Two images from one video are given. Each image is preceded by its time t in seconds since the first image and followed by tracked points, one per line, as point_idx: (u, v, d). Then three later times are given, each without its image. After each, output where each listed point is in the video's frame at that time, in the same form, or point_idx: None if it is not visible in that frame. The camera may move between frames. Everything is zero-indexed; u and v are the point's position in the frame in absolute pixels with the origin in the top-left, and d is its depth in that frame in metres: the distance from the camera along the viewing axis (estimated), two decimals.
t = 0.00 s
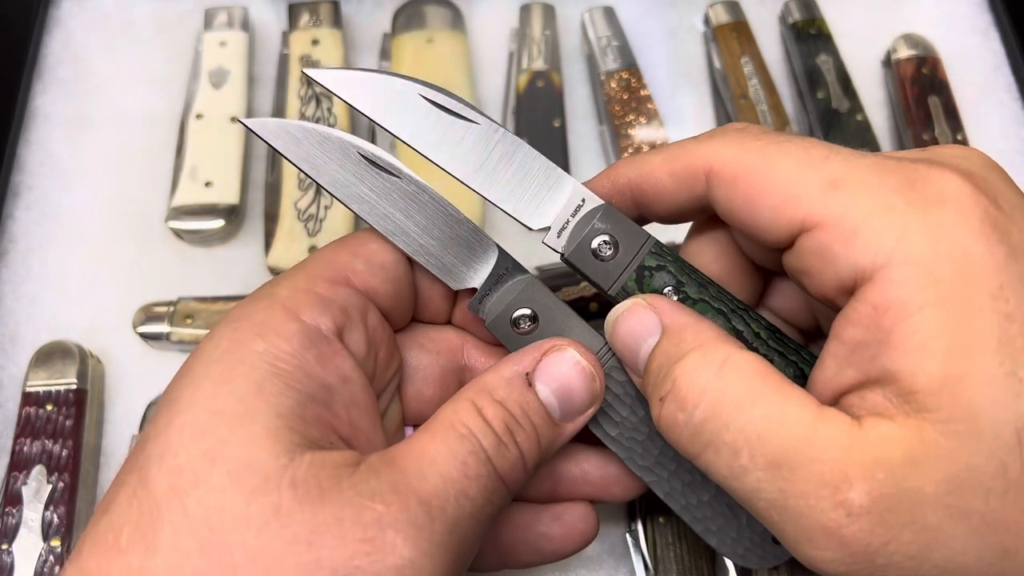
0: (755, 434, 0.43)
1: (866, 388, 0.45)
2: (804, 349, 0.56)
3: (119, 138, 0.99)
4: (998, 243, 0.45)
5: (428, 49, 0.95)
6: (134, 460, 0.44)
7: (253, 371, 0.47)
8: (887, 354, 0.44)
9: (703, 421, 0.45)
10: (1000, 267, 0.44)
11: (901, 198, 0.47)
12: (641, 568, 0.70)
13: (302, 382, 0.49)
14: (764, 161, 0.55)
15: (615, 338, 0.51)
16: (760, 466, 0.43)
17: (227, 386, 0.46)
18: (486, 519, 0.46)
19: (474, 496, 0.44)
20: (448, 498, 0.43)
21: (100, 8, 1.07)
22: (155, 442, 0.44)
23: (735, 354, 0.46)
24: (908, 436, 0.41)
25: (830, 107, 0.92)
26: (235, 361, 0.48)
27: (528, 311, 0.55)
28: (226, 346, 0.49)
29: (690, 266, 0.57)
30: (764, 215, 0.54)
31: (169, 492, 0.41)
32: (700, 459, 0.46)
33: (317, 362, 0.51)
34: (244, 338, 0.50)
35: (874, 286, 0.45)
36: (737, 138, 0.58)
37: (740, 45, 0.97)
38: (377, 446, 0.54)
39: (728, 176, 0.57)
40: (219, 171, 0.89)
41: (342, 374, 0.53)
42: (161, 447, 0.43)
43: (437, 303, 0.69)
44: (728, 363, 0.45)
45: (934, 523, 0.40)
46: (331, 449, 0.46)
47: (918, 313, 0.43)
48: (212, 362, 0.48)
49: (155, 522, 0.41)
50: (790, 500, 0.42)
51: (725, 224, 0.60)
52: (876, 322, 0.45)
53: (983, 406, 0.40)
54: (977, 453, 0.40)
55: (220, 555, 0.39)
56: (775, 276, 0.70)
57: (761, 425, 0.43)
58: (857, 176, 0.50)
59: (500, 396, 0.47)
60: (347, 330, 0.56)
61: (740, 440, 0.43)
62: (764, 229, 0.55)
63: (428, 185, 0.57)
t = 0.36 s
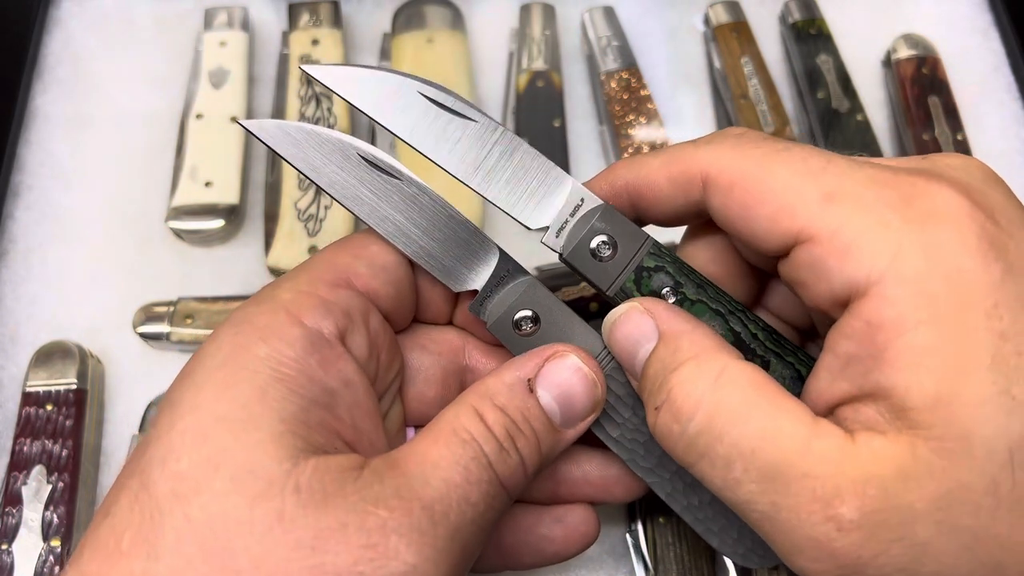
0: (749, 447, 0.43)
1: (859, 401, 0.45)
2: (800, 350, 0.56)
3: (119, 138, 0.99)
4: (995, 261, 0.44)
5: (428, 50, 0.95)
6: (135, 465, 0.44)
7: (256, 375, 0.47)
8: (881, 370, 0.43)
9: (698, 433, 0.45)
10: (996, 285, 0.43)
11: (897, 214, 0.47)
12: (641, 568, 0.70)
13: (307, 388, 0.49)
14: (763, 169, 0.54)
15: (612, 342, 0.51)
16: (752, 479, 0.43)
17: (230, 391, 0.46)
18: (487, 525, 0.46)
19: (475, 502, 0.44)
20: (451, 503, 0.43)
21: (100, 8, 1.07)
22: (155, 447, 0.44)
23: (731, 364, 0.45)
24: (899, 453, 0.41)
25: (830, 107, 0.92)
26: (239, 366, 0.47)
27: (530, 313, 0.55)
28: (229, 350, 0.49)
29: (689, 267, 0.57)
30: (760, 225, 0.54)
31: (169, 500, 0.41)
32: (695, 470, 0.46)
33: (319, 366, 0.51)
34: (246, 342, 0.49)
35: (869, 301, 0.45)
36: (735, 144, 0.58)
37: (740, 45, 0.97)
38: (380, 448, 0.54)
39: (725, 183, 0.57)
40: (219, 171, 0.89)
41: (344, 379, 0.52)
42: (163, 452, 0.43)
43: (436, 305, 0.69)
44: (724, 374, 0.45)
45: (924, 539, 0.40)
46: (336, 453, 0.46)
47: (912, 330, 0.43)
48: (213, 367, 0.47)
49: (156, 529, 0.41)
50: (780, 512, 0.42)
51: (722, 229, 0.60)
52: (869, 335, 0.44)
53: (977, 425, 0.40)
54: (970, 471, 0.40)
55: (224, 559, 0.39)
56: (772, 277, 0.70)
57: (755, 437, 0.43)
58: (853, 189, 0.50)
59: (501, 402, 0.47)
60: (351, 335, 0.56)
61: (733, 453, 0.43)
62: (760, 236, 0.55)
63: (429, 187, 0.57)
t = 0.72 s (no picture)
0: (753, 450, 0.43)
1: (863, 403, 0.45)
2: (801, 355, 0.56)
3: (119, 138, 0.99)
4: (994, 264, 0.44)
5: (428, 49, 0.95)
6: (135, 469, 0.44)
7: (255, 376, 0.47)
8: (884, 374, 0.43)
9: (702, 435, 0.45)
10: (995, 287, 0.43)
11: (895, 218, 0.47)
12: (641, 569, 0.70)
13: (306, 390, 0.49)
14: (761, 175, 0.54)
15: (616, 343, 0.51)
16: (756, 482, 0.43)
17: (230, 393, 0.45)
18: (490, 528, 0.46)
19: (477, 504, 0.44)
20: (452, 506, 0.43)
21: (100, 8, 1.07)
22: (155, 450, 0.44)
23: (735, 367, 0.45)
24: (903, 455, 0.41)
25: (830, 107, 0.92)
26: (238, 368, 0.47)
27: (534, 313, 0.55)
28: (228, 351, 0.49)
29: (690, 270, 0.57)
30: (759, 231, 0.54)
31: (168, 505, 0.41)
32: (698, 471, 0.46)
33: (318, 368, 0.51)
34: (245, 344, 0.49)
35: (871, 303, 0.45)
36: (731, 152, 0.58)
37: (740, 45, 0.97)
38: (381, 451, 0.53)
39: (725, 188, 0.57)
40: (219, 171, 0.89)
41: (343, 380, 0.52)
42: (162, 455, 0.43)
43: (437, 304, 0.69)
44: (728, 377, 0.45)
45: (928, 541, 0.40)
46: (338, 455, 0.46)
47: (914, 332, 0.43)
48: (212, 368, 0.47)
49: (155, 533, 0.41)
50: (784, 515, 0.42)
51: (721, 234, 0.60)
52: (872, 337, 0.44)
53: (978, 427, 0.40)
54: (973, 473, 0.40)
55: (220, 565, 0.39)
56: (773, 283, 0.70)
57: (759, 441, 0.43)
58: (851, 194, 0.49)
59: (505, 404, 0.47)
60: (353, 338, 0.56)
61: (738, 455, 0.43)
62: (760, 241, 0.54)
63: (436, 186, 0.57)
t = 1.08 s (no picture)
0: (760, 452, 0.43)
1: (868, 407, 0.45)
2: (804, 356, 0.56)
3: (119, 138, 0.99)
4: (1000, 269, 0.44)
5: (428, 49, 0.95)
6: (135, 474, 0.44)
7: (251, 382, 0.47)
8: (892, 380, 0.43)
9: (710, 436, 0.45)
10: (1001, 294, 0.43)
11: (903, 223, 0.47)
12: (641, 569, 0.70)
13: (303, 394, 0.49)
14: (767, 176, 0.54)
15: (620, 344, 0.51)
16: (762, 486, 0.43)
17: (226, 398, 0.46)
18: (492, 532, 0.46)
19: (479, 509, 0.44)
20: (452, 511, 0.43)
21: (100, 8, 1.07)
22: (155, 455, 0.44)
23: (744, 369, 0.45)
24: (910, 461, 0.41)
25: (830, 107, 0.92)
26: (234, 373, 0.47)
27: (536, 313, 0.55)
28: (222, 357, 0.48)
29: (693, 270, 0.57)
30: (766, 234, 0.54)
31: (169, 510, 0.41)
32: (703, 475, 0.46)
33: (315, 372, 0.51)
34: (240, 349, 0.49)
35: (877, 309, 0.45)
36: (735, 153, 0.58)
37: (740, 45, 0.97)
38: (380, 455, 0.53)
39: (731, 190, 0.57)
40: (219, 171, 0.89)
41: (340, 383, 0.52)
42: (162, 461, 0.43)
43: (438, 305, 0.69)
44: (736, 378, 0.45)
45: (937, 548, 0.40)
46: (335, 460, 0.46)
47: (922, 339, 0.43)
48: (207, 373, 0.47)
49: (157, 538, 0.41)
50: (791, 519, 0.42)
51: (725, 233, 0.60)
52: (880, 343, 0.44)
53: (988, 433, 0.40)
54: (981, 480, 0.40)
55: (222, 569, 0.39)
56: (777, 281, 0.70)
57: (768, 442, 0.43)
58: (859, 199, 0.49)
59: (508, 404, 0.47)
60: (349, 339, 0.56)
61: (745, 458, 0.43)
62: (766, 243, 0.54)
63: (437, 184, 0.56)
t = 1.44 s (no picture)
0: (760, 457, 0.43)
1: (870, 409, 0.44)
2: (806, 355, 0.56)
3: (119, 138, 0.99)
4: (1005, 271, 0.44)
5: (428, 49, 0.95)
6: (136, 475, 0.44)
7: (253, 381, 0.47)
8: (895, 380, 0.43)
9: (710, 441, 0.45)
10: (1010, 295, 0.43)
11: (915, 222, 0.47)
12: (642, 569, 0.70)
13: (305, 395, 0.48)
14: (779, 168, 0.54)
15: (619, 350, 0.51)
16: (764, 488, 0.43)
17: (226, 398, 0.45)
18: (494, 533, 0.46)
19: (481, 509, 0.44)
20: (454, 512, 0.43)
21: (100, 8, 1.07)
22: (156, 456, 0.44)
23: (744, 373, 0.46)
24: (912, 463, 0.41)
25: (830, 107, 0.92)
26: (236, 373, 0.47)
27: (537, 314, 0.55)
28: (225, 357, 0.48)
29: (694, 270, 0.57)
30: (776, 224, 0.54)
31: (171, 511, 0.41)
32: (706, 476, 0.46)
33: (318, 372, 0.51)
34: (243, 349, 0.49)
35: (883, 310, 0.45)
36: (748, 141, 0.58)
37: (741, 45, 0.97)
38: (381, 456, 0.53)
39: (742, 180, 0.56)
40: (219, 171, 0.89)
41: (343, 384, 0.52)
42: (163, 462, 0.43)
43: (439, 305, 0.69)
44: (734, 384, 0.45)
45: (937, 550, 0.40)
46: (336, 461, 0.46)
47: (926, 340, 0.42)
48: (210, 374, 0.47)
49: (158, 540, 0.41)
50: (792, 521, 0.42)
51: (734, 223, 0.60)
52: (885, 344, 0.44)
53: (990, 436, 0.40)
54: (983, 481, 0.40)
55: (222, 571, 0.39)
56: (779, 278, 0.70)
57: (767, 447, 0.43)
58: (871, 194, 0.49)
59: (511, 405, 0.47)
60: (353, 341, 0.56)
61: (745, 462, 0.43)
62: (775, 234, 0.54)
63: (439, 185, 0.56)
